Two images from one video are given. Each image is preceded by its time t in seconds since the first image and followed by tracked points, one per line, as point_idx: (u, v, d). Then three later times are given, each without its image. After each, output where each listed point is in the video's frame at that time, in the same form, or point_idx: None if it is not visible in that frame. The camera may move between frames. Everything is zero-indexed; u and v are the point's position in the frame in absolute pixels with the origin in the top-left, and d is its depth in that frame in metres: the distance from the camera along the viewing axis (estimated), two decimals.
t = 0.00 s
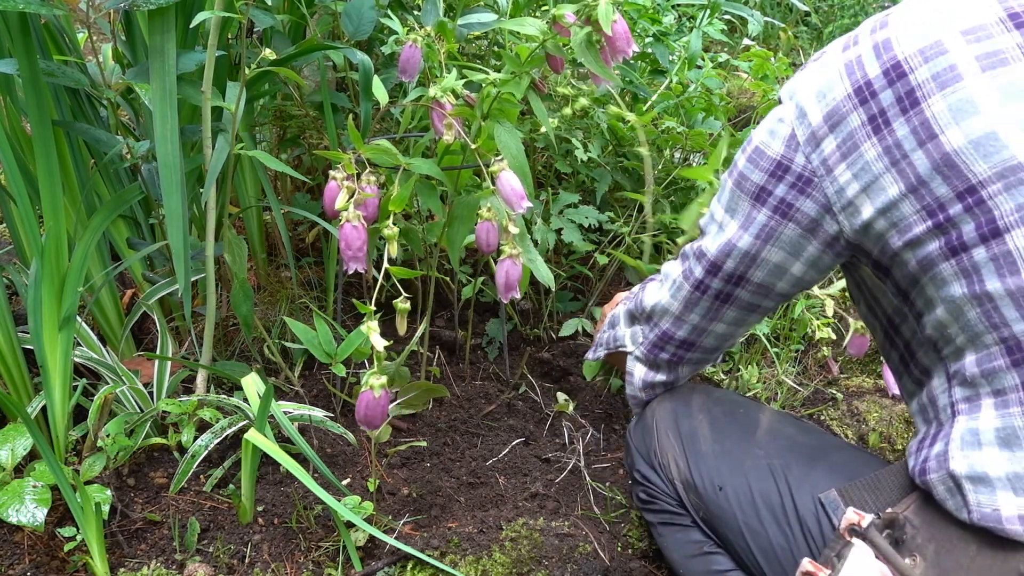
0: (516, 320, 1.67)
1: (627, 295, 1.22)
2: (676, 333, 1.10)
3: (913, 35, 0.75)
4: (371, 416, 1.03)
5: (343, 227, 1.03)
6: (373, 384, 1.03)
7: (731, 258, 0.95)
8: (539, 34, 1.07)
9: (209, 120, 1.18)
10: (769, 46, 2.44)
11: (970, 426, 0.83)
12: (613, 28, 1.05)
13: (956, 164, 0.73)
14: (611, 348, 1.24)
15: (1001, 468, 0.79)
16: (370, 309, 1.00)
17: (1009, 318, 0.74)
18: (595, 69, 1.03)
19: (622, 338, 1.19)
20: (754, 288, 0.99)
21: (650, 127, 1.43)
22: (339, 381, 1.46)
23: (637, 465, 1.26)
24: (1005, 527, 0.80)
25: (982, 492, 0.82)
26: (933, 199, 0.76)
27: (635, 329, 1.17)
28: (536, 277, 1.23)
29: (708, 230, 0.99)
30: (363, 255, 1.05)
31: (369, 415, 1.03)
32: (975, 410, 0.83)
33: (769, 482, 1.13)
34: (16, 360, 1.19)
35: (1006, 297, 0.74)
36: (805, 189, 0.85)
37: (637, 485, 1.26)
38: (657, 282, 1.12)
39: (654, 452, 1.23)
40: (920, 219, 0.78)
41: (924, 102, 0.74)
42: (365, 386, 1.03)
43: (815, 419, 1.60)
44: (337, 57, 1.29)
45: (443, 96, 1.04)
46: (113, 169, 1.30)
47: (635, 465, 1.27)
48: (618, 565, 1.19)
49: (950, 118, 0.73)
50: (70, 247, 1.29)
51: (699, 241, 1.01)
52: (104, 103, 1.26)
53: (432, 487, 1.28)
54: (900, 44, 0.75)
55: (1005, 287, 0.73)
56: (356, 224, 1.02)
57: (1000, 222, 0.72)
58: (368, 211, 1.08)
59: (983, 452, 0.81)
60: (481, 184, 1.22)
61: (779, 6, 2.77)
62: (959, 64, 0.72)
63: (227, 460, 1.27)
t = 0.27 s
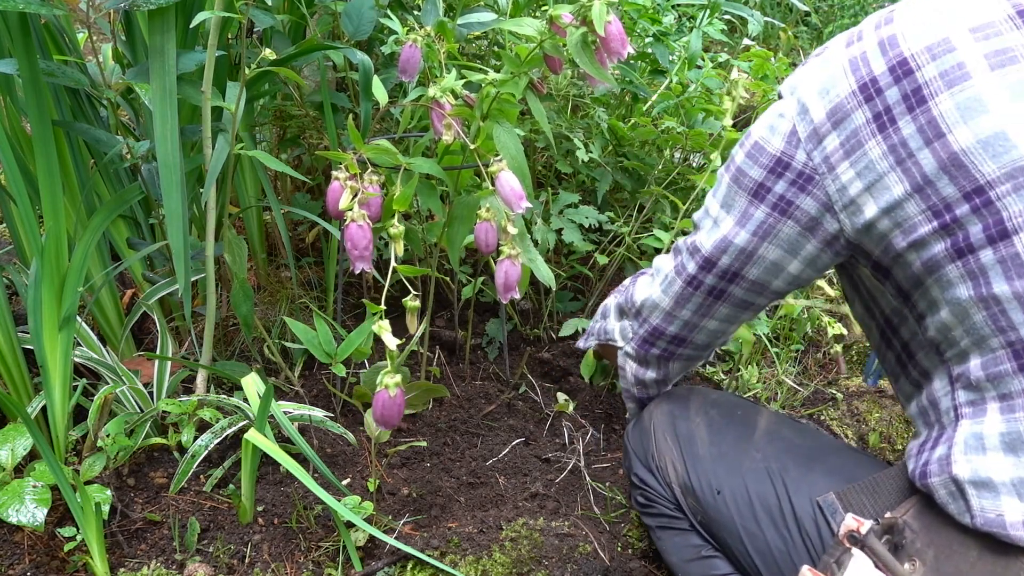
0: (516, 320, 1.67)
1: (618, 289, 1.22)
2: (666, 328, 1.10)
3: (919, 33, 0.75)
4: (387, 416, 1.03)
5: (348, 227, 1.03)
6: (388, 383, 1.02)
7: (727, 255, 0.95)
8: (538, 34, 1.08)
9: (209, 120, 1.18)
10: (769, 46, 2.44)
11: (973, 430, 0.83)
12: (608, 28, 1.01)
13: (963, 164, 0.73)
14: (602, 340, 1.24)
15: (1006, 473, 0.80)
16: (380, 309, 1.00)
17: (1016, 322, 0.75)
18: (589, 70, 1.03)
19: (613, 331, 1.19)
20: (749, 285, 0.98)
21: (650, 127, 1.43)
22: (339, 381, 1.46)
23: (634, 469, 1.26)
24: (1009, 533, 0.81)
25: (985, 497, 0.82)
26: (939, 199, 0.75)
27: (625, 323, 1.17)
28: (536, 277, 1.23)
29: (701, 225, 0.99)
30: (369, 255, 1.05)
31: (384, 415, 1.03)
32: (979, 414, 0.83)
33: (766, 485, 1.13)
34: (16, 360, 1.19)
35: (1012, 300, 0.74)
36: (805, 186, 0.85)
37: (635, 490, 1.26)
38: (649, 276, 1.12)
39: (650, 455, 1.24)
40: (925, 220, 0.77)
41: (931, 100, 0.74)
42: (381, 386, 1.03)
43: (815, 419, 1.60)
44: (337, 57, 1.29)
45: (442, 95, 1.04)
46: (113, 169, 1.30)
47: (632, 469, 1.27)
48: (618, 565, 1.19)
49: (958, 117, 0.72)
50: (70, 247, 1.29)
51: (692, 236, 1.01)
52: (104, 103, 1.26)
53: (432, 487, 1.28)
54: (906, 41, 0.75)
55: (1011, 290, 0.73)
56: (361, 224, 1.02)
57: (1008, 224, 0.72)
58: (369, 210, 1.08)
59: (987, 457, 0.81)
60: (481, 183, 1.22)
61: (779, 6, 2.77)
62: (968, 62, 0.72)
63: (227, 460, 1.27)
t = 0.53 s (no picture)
0: (516, 320, 1.67)
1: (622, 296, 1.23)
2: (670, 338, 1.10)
3: (921, 36, 0.74)
4: (395, 416, 1.03)
5: (348, 228, 1.03)
6: (397, 383, 1.02)
7: (729, 262, 0.95)
8: (538, 34, 1.08)
9: (209, 120, 1.18)
10: (769, 46, 2.44)
11: (972, 437, 0.83)
12: (608, 29, 1.01)
13: (967, 171, 0.72)
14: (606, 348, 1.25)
15: (1001, 482, 0.79)
16: (385, 308, 1.00)
17: (1016, 332, 0.74)
18: (592, 70, 1.03)
19: (617, 340, 1.20)
20: (753, 293, 0.98)
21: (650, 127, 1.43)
22: (339, 381, 1.46)
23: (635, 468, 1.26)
24: (1007, 541, 0.81)
25: (982, 505, 0.82)
26: (943, 207, 0.75)
27: (629, 332, 1.17)
28: (536, 277, 1.23)
29: (702, 231, 0.99)
30: (368, 255, 1.05)
31: (393, 415, 1.03)
32: (978, 422, 0.83)
33: (767, 485, 1.13)
34: (16, 360, 1.19)
35: (1013, 311, 0.73)
36: (808, 192, 0.85)
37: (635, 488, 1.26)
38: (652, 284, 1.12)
39: (651, 455, 1.24)
40: (927, 227, 0.77)
41: (934, 106, 0.73)
42: (388, 386, 1.03)
43: (815, 419, 1.60)
44: (337, 57, 1.29)
45: (442, 96, 1.04)
46: (113, 169, 1.30)
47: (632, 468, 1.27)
48: (618, 565, 1.19)
49: (961, 123, 0.72)
50: (70, 247, 1.29)
51: (693, 242, 1.01)
52: (104, 103, 1.26)
53: (431, 487, 1.28)
54: (908, 45, 0.74)
55: (1012, 300, 0.73)
56: (361, 224, 1.02)
57: (1010, 232, 0.71)
58: (370, 210, 1.08)
59: (983, 465, 0.81)
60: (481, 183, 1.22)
61: (779, 6, 2.77)
62: (970, 67, 0.71)
63: (227, 460, 1.27)
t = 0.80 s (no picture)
0: (516, 320, 1.67)
1: (608, 292, 1.21)
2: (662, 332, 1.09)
3: (933, 31, 0.74)
4: (374, 416, 1.03)
5: (345, 228, 1.03)
6: (376, 384, 1.02)
7: (729, 257, 0.94)
8: (538, 34, 1.08)
9: (209, 120, 1.18)
10: (769, 46, 2.44)
11: (976, 440, 0.83)
12: (611, 27, 1.04)
13: (982, 166, 0.72)
14: (592, 344, 1.23)
15: (1005, 485, 0.80)
16: (372, 309, 1.00)
17: None
18: (594, 70, 1.03)
19: (604, 335, 1.18)
20: (751, 289, 0.98)
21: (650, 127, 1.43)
22: (339, 381, 1.46)
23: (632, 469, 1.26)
24: (1008, 545, 0.81)
25: (985, 508, 0.82)
26: (955, 203, 0.75)
27: (618, 327, 1.16)
28: (536, 277, 1.23)
29: (698, 226, 0.98)
30: (365, 256, 1.05)
31: (372, 415, 1.03)
32: (984, 424, 0.83)
33: (765, 487, 1.13)
34: (16, 360, 1.19)
35: None
36: (812, 186, 0.84)
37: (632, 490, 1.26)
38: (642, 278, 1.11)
39: (648, 456, 1.23)
40: (938, 224, 0.77)
41: (948, 100, 0.73)
42: (368, 386, 1.03)
43: (815, 419, 1.60)
44: (337, 57, 1.29)
45: (443, 95, 1.04)
46: (113, 169, 1.30)
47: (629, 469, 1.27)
48: (618, 565, 1.19)
49: (978, 118, 0.72)
50: (70, 247, 1.29)
51: (689, 237, 1.00)
52: (104, 103, 1.26)
53: (432, 487, 1.28)
54: (920, 39, 0.75)
55: None
56: (359, 225, 1.02)
57: None
58: (367, 211, 1.08)
59: (988, 468, 0.81)
60: (481, 183, 1.22)
61: (779, 6, 2.77)
62: (986, 62, 0.72)
63: (227, 460, 1.27)
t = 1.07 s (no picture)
0: (516, 320, 1.67)
1: (598, 295, 1.20)
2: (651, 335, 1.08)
3: (923, 30, 0.75)
4: (382, 416, 1.03)
5: (347, 227, 1.03)
6: (383, 384, 1.02)
7: (719, 258, 0.93)
8: (538, 34, 1.08)
9: (209, 120, 1.18)
10: (769, 46, 2.44)
11: (974, 437, 0.83)
12: (608, 28, 1.02)
13: (978, 165, 0.73)
14: (582, 348, 1.22)
15: (1006, 482, 0.80)
16: (376, 309, 1.00)
17: None
18: (592, 71, 1.03)
19: (594, 338, 1.17)
20: (742, 289, 0.97)
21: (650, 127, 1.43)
22: (339, 381, 1.46)
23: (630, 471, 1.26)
24: (1007, 541, 0.81)
25: (985, 506, 0.82)
26: (950, 201, 0.75)
27: (607, 331, 1.15)
28: (536, 277, 1.23)
29: (687, 228, 0.97)
30: (367, 255, 1.05)
31: (379, 415, 1.03)
32: (981, 421, 0.83)
33: (764, 486, 1.13)
34: (16, 360, 1.19)
35: (1021, 305, 0.74)
36: (803, 186, 0.83)
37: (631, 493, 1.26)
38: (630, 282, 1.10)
39: (646, 458, 1.24)
40: (933, 222, 0.77)
41: (941, 98, 0.73)
42: (375, 386, 1.03)
43: (815, 419, 1.60)
44: (337, 57, 1.29)
45: (442, 96, 1.04)
46: (113, 169, 1.30)
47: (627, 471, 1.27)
48: (618, 565, 1.19)
49: (972, 116, 0.72)
50: (70, 247, 1.29)
51: (678, 240, 0.99)
52: (104, 103, 1.26)
53: (431, 487, 1.28)
54: (909, 38, 0.75)
55: (1020, 294, 0.74)
56: (360, 225, 1.02)
57: (1020, 226, 0.72)
58: (369, 211, 1.07)
59: (987, 466, 0.81)
60: (481, 184, 1.22)
61: (779, 7, 2.77)
62: (978, 61, 0.72)
63: (227, 460, 1.27)
